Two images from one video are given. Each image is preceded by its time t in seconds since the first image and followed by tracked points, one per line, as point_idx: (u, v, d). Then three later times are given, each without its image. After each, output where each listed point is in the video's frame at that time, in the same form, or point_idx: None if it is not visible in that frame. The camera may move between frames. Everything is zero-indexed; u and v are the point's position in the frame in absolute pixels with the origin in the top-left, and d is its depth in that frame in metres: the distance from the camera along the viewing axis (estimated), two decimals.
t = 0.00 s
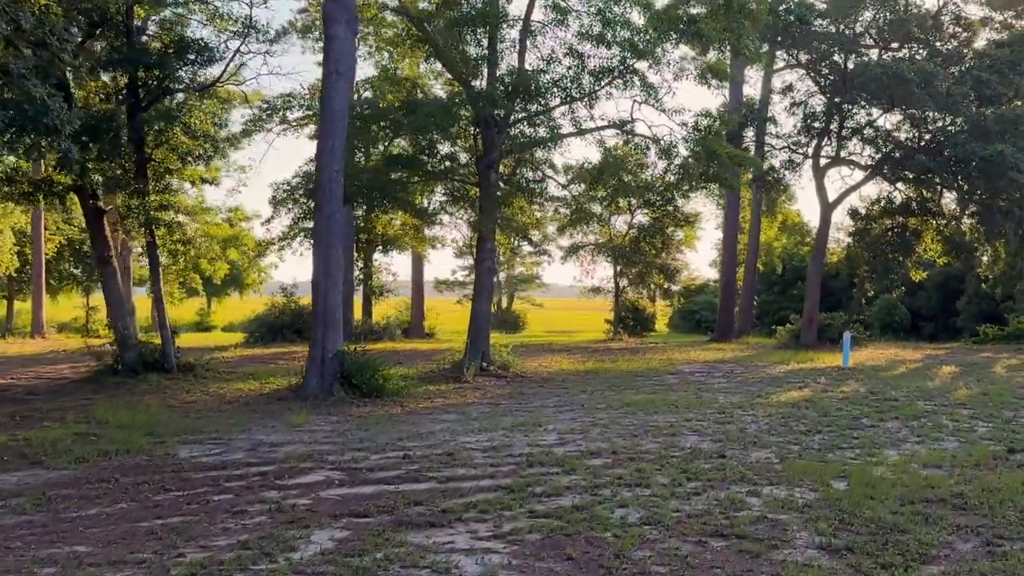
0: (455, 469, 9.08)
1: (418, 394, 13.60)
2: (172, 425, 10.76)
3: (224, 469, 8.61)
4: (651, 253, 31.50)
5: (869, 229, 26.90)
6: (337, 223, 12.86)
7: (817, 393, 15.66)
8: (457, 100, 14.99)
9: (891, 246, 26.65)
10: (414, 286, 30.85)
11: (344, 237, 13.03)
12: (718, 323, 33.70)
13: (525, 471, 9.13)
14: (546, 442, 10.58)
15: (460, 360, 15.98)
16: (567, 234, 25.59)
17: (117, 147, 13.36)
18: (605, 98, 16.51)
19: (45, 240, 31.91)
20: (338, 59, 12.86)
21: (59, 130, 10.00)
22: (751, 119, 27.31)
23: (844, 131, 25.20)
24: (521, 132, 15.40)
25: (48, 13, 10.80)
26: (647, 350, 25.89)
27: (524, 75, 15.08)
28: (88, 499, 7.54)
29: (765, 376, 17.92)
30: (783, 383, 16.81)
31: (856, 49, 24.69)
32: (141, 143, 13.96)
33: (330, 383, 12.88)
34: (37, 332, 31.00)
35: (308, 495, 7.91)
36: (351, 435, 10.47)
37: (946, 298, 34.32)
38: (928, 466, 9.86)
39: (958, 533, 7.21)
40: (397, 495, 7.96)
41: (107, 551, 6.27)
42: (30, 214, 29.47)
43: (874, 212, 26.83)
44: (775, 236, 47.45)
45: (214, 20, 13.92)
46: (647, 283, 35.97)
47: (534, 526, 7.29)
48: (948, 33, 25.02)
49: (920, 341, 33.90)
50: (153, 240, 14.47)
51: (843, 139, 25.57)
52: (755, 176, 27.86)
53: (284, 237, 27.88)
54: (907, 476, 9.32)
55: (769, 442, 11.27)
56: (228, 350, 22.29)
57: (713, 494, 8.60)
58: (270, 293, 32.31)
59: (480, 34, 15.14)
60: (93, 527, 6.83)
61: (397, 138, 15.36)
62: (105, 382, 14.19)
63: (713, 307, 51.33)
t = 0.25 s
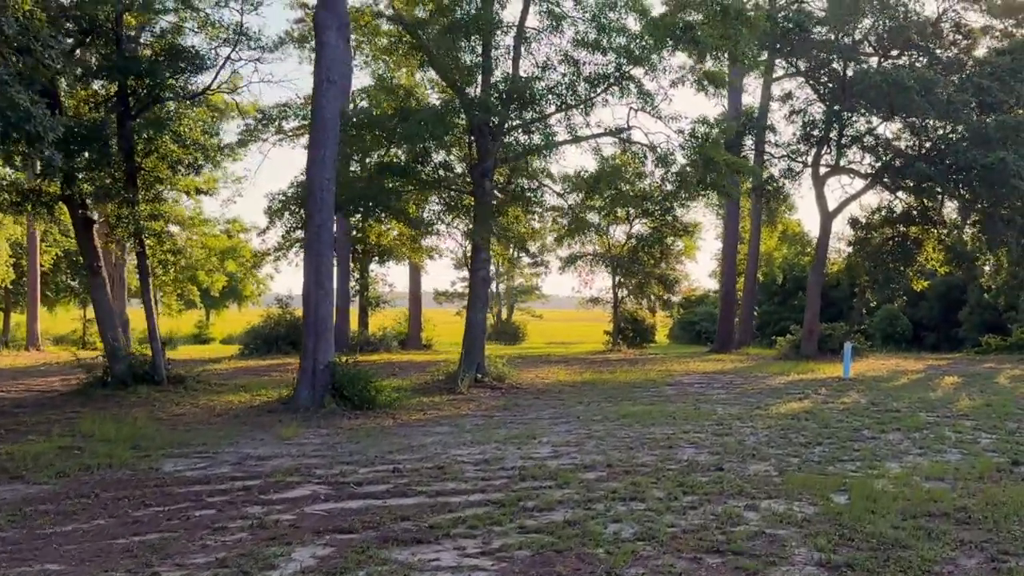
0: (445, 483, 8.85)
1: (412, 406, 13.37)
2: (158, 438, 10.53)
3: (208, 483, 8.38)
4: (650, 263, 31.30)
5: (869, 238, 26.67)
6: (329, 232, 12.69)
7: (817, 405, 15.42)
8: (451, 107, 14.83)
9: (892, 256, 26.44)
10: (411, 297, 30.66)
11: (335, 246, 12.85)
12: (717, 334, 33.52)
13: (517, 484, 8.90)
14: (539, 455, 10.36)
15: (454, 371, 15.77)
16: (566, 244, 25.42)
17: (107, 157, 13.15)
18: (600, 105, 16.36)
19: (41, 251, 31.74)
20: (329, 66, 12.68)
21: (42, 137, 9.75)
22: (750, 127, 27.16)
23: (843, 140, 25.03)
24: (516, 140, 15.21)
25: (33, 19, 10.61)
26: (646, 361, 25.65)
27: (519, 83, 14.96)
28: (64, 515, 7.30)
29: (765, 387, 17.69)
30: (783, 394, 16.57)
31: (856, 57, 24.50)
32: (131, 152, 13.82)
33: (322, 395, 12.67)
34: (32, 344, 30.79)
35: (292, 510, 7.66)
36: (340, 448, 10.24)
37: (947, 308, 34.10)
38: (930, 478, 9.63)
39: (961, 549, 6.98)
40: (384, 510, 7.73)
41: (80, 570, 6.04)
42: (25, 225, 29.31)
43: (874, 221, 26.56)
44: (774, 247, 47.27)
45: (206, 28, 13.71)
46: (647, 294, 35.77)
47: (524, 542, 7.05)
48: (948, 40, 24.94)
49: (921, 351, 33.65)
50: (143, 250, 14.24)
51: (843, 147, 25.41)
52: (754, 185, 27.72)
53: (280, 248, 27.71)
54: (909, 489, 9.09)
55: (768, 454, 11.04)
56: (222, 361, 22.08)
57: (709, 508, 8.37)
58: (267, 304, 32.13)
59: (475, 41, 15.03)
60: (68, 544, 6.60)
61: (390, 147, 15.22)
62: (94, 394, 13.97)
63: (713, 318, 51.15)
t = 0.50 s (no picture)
0: (437, 504, 8.62)
1: (406, 424, 13.14)
2: (145, 459, 10.30)
3: (192, 505, 8.13)
4: (651, 278, 31.09)
5: (870, 252, 26.40)
6: (321, 246, 12.50)
7: (820, 421, 15.17)
8: (447, 121, 14.75)
9: (894, 270, 26.20)
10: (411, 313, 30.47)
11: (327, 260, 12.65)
12: (719, 349, 33.30)
13: (510, 505, 8.66)
14: (535, 475, 10.12)
15: (451, 389, 15.53)
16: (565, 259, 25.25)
17: (97, 172, 13.03)
18: (599, 118, 16.21)
19: (38, 269, 31.59)
20: (321, 80, 12.53)
21: (25, 151, 9.57)
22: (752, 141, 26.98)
23: (844, 153, 24.87)
24: (513, 153, 15.07)
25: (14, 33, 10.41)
26: (647, 377, 25.41)
27: (514, 96, 14.91)
28: (41, 539, 7.06)
29: (767, 403, 17.44)
30: (785, 411, 16.31)
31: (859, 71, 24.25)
32: (121, 167, 13.56)
33: (314, 414, 12.41)
34: (29, 362, 30.60)
35: (277, 533, 7.41)
36: (331, 469, 10.01)
37: (951, 323, 33.84)
38: (935, 497, 9.38)
39: (968, 572, 6.74)
40: (372, 533, 7.49)
41: None
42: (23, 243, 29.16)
43: (876, 234, 26.30)
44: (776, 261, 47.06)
45: (192, 42, 13.78)
46: (648, 309, 35.56)
47: (515, 567, 6.81)
48: (949, 53, 24.83)
49: (925, 366, 33.36)
50: (133, 267, 14.08)
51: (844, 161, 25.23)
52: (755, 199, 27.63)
53: (278, 264, 27.55)
54: (914, 508, 8.84)
55: (770, 473, 10.79)
56: (219, 379, 21.89)
57: (708, 529, 8.12)
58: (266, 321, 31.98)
59: (469, 52, 14.92)
60: (41, 571, 6.36)
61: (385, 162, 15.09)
62: (84, 414, 13.75)
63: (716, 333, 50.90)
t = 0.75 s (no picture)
0: (425, 531, 8.37)
1: (399, 447, 12.92)
2: (129, 485, 10.07)
3: (172, 534, 7.89)
4: (653, 297, 30.85)
5: (873, 270, 26.13)
6: (313, 266, 12.28)
7: (823, 443, 14.88)
8: (441, 139, 14.60)
9: (898, 289, 25.92)
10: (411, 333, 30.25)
11: (319, 281, 12.43)
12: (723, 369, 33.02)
13: (501, 532, 8.40)
14: (528, 500, 9.86)
15: (447, 410, 15.26)
16: (565, 278, 25.06)
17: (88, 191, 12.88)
18: (597, 136, 16.01)
19: (36, 291, 31.46)
20: (315, 97, 12.33)
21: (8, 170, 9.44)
22: (755, 159, 26.72)
23: (847, 170, 24.68)
24: (509, 172, 14.87)
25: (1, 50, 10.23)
26: (648, 398, 25.14)
27: (511, 115, 14.74)
28: (11, 572, 6.82)
29: (769, 423, 17.16)
30: (787, 432, 16.03)
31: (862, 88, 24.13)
32: (112, 187, 13.38)
33: (305, 438, 12.20)
34: (26, 385, 30.41)
35: (257, 564, 7.17)
36: (319, 495, 9.75)
37: (957, 341, 33.51)
38: (940, 521, 9.11)
39: None
40: (355, 563, 7.24)
41: None
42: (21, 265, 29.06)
43: (879, 252, 26.02)
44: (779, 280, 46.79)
45: (186, 62, 13.68)
46: (650, 329, 35.31)
47: None
48: (952, 71, 24.65)
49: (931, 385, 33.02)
50: (124, 289, 13.90)
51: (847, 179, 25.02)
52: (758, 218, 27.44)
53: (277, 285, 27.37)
54: (919, 533, 8.56)
55: (770, 496, 10.51)
56: (215, 401, 21.66)
57: (704, 557, 7.86)
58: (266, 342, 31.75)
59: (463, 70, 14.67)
60: None
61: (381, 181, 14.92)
62: (72, 438, 13.53)
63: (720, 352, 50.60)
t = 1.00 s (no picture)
0: (413, 563, 8.12)
1: (393, 474, 12.66)
2: (113, 516, 9.85)
3: (150, 568, 7.66)
4: (655, 320, 30.61)
5: (877, 291, 25.84)
6: (305, 290, 12.10)
7: (826, 468, 14.58)
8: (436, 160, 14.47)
9: (903, 310, 25.64)
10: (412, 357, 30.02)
11: (311, 305, 12.23)
12: (727, 392, 32.72)
13: (491, 563, 8.14)
14: (521, 529, 9.60)
15: (443, 436, 14.97)
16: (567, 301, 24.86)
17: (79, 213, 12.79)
18: (595, 157, 15.86)
19: (36, 317, 31.33)
20: (306, 119, 12.19)
21: None
22: (757, 180, 26.48)
23: (849, 192, 24.45)
24: (506, 194, 14.69)
25: None
26: (650, 421, 24.86)
27: (506, 137, 14.58)
28: None
29: (772, 448, 16.87)
30: (790, 456, 15.73)
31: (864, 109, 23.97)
32: (102, 211, 13.35)
33: (296, 466, 11.95)
34: (25, 411, 30.24)
35: None
36: (307, 525, 9.52)
37: (964, 363, 33.17)
38: (944, 549, 8.83)
39: None
40: None
41: None
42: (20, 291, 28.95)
43: (883, 273, 25.72)
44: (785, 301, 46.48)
45: (181, 85, 13.78)
46: (654, 351, 35.04)
47: None
48: (954, 91, 24.50)
49: (938, 407, 32.65)
50: (114, 313, 13.80)
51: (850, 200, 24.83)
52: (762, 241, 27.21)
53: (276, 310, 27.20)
54: (923, 563, 8.28)
55: (771, 524, 10.23)
56: (211, 427, 21.43)
57: None
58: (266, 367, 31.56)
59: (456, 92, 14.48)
60: None
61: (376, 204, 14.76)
62: (62, 467, 13.33)
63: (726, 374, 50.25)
